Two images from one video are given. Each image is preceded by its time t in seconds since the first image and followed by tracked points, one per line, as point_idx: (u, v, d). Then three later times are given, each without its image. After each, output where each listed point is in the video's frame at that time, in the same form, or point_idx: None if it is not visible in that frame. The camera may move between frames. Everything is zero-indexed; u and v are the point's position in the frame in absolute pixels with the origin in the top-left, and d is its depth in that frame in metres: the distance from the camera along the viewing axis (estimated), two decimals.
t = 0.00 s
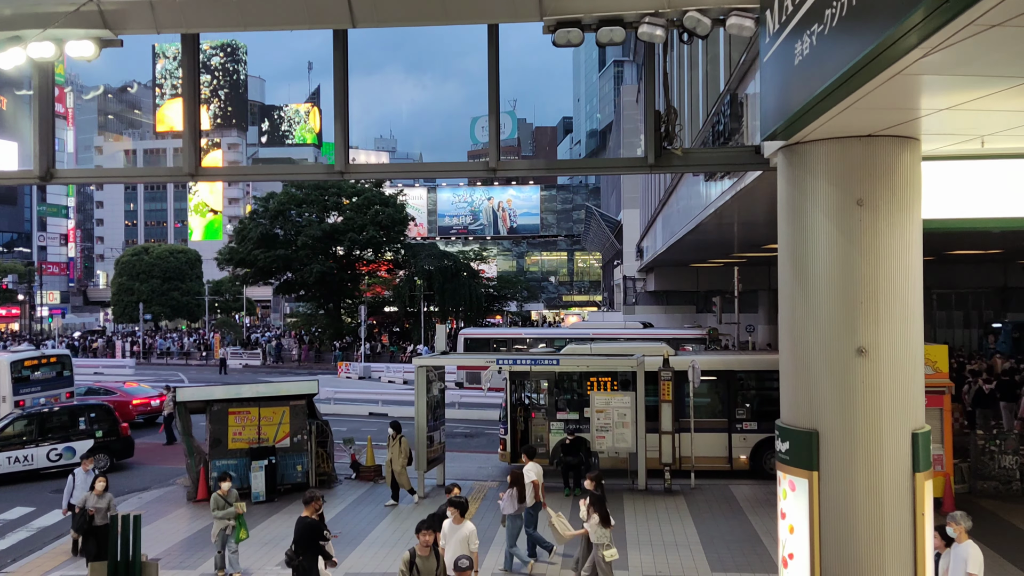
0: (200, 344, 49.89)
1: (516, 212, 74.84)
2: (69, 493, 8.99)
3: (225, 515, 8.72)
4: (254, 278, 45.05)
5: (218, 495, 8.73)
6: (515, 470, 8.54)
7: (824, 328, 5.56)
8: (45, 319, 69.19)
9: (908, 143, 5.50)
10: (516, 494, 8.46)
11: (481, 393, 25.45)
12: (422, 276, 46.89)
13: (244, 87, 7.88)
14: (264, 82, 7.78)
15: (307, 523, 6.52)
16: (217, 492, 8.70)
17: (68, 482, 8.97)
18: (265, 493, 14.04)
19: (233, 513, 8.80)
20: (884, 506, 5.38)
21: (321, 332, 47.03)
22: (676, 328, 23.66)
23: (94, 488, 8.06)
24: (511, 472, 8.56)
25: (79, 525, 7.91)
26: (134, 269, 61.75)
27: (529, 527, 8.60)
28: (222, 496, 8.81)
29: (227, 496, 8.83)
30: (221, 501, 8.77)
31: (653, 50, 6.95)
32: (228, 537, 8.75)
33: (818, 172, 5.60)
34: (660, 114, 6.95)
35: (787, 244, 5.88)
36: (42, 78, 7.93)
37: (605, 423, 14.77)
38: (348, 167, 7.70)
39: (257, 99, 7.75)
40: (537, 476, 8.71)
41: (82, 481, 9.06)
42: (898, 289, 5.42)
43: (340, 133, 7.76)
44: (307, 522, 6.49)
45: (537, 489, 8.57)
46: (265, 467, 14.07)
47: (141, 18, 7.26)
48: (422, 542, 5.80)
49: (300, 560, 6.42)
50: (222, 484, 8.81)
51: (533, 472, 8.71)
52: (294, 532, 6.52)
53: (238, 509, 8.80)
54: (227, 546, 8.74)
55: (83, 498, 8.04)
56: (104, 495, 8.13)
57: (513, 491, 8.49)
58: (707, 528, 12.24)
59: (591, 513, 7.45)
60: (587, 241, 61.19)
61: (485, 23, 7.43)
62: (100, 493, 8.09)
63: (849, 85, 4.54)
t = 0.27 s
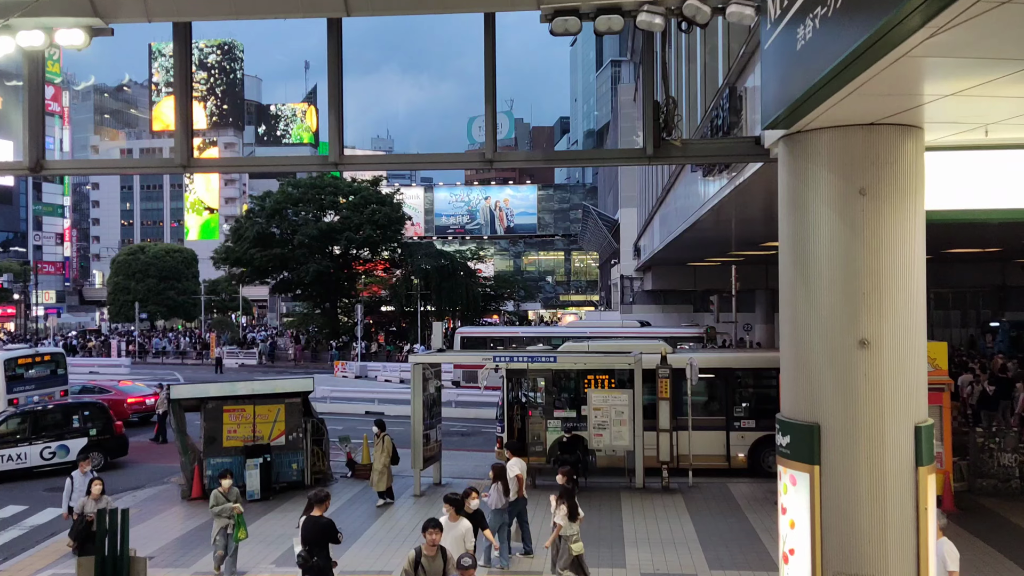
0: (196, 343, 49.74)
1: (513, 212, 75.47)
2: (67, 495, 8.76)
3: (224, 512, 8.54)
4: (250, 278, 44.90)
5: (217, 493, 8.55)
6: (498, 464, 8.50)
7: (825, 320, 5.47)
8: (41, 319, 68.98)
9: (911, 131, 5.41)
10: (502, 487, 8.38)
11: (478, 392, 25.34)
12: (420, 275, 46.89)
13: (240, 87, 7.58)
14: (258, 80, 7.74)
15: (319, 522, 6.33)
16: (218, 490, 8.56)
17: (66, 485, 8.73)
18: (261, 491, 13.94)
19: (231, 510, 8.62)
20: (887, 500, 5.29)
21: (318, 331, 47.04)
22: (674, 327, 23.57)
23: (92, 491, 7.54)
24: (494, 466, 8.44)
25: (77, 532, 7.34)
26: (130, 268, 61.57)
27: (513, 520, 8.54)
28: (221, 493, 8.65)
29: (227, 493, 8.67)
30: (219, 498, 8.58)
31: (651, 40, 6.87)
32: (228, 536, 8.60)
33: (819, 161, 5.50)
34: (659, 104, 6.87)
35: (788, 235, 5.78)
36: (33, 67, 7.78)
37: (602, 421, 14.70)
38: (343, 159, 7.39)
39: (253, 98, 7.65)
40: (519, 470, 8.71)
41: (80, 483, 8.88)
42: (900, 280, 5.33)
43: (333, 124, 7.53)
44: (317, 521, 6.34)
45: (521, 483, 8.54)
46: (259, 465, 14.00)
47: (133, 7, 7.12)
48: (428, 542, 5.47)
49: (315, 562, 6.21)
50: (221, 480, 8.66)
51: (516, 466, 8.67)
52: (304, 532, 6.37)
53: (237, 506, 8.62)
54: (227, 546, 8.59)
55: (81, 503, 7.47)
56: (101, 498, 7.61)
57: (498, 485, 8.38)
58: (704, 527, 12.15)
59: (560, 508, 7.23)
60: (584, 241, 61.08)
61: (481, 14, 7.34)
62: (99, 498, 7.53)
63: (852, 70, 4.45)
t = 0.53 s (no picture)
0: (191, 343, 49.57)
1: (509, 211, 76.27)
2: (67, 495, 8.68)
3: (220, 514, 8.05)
4: (245, 277, 44.75)
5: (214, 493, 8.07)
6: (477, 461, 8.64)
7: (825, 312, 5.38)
8: (35, 318, 68.70)
9: (911, 121, 5.33)
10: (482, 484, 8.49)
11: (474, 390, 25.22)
12: (415, 274, 47.14)
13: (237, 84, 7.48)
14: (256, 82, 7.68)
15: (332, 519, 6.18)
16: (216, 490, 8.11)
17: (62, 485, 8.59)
18: (255, 489, 13.79)
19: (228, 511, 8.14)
20: (887, 495, 5.21)
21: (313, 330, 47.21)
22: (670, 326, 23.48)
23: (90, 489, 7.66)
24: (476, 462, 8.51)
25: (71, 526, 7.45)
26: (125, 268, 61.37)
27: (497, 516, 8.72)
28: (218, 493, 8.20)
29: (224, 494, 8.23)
30: (216, 499, 8.09)
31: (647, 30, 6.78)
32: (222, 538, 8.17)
33: (819, 151, 5.42)
34: (656, 95, 6.78)
35: (787, 226, 5.70)
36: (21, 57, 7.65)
37: (598, 419, 14.64)
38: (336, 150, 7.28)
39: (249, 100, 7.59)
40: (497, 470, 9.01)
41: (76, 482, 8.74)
42: (901, 271, 5.25)
43: (326, 116, 7.38)
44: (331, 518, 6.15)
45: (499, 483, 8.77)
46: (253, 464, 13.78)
47: None
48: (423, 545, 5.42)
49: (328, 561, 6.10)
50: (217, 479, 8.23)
51: (495, 466, 8.93)
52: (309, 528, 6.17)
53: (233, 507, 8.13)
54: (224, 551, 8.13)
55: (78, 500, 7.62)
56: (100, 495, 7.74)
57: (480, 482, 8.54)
58: (701, 524, 12.09)
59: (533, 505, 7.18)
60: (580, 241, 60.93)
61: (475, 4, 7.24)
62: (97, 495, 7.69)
63: (851, 56, 4.38)
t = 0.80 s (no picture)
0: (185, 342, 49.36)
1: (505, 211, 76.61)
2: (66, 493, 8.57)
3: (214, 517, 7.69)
4: (239, 277, 44.55)
5: (207, 496, 7.71)
6: (458, 455, 8.49)
7: (823, 304, 5.30)
8: (28, 318, 68.36)
9: (911, 110, 5.26)
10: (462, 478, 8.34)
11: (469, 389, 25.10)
12: (410, 273, 47.11)
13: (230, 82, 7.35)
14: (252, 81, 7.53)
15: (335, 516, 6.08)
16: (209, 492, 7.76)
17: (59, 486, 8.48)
18: (247, 488, 13.66)
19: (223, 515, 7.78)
20: (887, 489, 5.13)
21: (308, 330, 47.13)
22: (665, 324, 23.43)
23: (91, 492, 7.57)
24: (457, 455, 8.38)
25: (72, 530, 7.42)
26: (118, 267, 61.14)
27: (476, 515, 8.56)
28: (212, 496, 7.84)
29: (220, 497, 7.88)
30: (209, 502, 7.73)
31: (644, 19, 6.69)
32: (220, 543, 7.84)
33: (817, 140, 5.34)
34: (652, 85, 6.69)
35: (785, 217, 5.60)
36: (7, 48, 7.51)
37: (594, 417, 14.54)
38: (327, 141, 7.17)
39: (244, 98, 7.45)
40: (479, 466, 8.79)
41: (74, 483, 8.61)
42: (901, 262, 5.17)
43: (317, 108, 7.23)
44: (335, 514, 6.08)
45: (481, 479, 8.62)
46: (246, 462, 13.67)
47: None
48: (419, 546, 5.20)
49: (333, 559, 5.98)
50: (211, 482, 7.88)
51: (476, 462, 8.73)
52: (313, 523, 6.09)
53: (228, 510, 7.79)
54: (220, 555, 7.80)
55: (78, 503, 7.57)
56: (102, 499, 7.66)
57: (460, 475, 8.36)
58: (697, 522, 12.01)
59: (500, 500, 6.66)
60: (576, 241, 60.83)
61: None
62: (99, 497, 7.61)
63: (850, 42, 4.30)
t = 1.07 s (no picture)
0: (179, 342, 49.16)
1: (500, 211, 76.85)
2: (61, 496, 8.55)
3: (209, 516, 7.47)
4: (233, 276, 44.38)
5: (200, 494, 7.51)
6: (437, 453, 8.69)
7: (821, 295, 5.22)
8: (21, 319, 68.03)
9: (911, 99, 5.18)
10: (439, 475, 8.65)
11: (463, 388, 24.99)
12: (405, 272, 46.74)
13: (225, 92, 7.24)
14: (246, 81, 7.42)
15: (337, 510, 6.09)
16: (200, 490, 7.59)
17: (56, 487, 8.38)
18: (239, 487, 13.54)
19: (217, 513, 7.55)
20: (887, 484, 5.06)
21: (302, 329, 46.93)
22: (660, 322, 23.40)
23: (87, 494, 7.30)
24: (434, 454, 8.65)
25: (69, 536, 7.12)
26: (112, 267, 60.91)
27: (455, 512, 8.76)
28: (205, 494, 7.63)
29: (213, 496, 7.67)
30: (202, 500, 7.50)
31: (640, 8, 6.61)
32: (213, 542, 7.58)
33: (815, 129, 5.25)
34: (649, 76, 6.62)
35: (782, 208, 5.53)
36: None
37: (589, 415, 14.47)
38: (318, 133, 7.07)
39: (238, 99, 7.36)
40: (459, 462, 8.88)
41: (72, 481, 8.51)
42: (901, 252, 5.10)
43: (308, 99, 7.10)
44: (337, 507, 6.07)
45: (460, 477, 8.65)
46: (238, 461, 13.57)
47: None
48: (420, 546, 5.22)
49: (334, 553, 6.03)
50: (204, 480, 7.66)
51: (455, 460, 8.77)
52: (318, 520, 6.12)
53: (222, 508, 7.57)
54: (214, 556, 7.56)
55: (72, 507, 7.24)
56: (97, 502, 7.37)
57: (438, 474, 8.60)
58: (693, 520, 11.95)
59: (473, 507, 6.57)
60: (571, 240, 60.70)
61: None
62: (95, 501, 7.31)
63: (847, 27, 4.22)
